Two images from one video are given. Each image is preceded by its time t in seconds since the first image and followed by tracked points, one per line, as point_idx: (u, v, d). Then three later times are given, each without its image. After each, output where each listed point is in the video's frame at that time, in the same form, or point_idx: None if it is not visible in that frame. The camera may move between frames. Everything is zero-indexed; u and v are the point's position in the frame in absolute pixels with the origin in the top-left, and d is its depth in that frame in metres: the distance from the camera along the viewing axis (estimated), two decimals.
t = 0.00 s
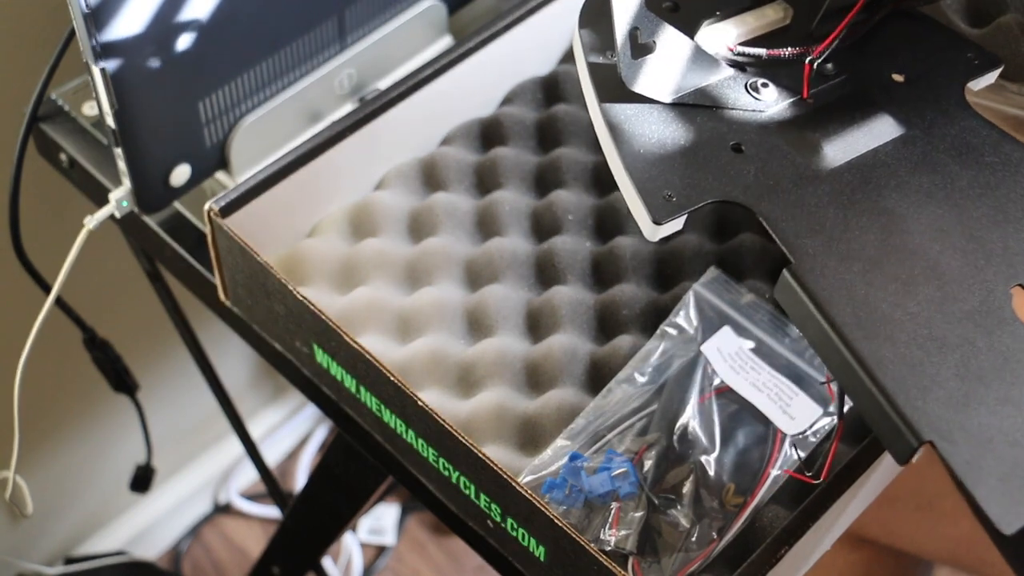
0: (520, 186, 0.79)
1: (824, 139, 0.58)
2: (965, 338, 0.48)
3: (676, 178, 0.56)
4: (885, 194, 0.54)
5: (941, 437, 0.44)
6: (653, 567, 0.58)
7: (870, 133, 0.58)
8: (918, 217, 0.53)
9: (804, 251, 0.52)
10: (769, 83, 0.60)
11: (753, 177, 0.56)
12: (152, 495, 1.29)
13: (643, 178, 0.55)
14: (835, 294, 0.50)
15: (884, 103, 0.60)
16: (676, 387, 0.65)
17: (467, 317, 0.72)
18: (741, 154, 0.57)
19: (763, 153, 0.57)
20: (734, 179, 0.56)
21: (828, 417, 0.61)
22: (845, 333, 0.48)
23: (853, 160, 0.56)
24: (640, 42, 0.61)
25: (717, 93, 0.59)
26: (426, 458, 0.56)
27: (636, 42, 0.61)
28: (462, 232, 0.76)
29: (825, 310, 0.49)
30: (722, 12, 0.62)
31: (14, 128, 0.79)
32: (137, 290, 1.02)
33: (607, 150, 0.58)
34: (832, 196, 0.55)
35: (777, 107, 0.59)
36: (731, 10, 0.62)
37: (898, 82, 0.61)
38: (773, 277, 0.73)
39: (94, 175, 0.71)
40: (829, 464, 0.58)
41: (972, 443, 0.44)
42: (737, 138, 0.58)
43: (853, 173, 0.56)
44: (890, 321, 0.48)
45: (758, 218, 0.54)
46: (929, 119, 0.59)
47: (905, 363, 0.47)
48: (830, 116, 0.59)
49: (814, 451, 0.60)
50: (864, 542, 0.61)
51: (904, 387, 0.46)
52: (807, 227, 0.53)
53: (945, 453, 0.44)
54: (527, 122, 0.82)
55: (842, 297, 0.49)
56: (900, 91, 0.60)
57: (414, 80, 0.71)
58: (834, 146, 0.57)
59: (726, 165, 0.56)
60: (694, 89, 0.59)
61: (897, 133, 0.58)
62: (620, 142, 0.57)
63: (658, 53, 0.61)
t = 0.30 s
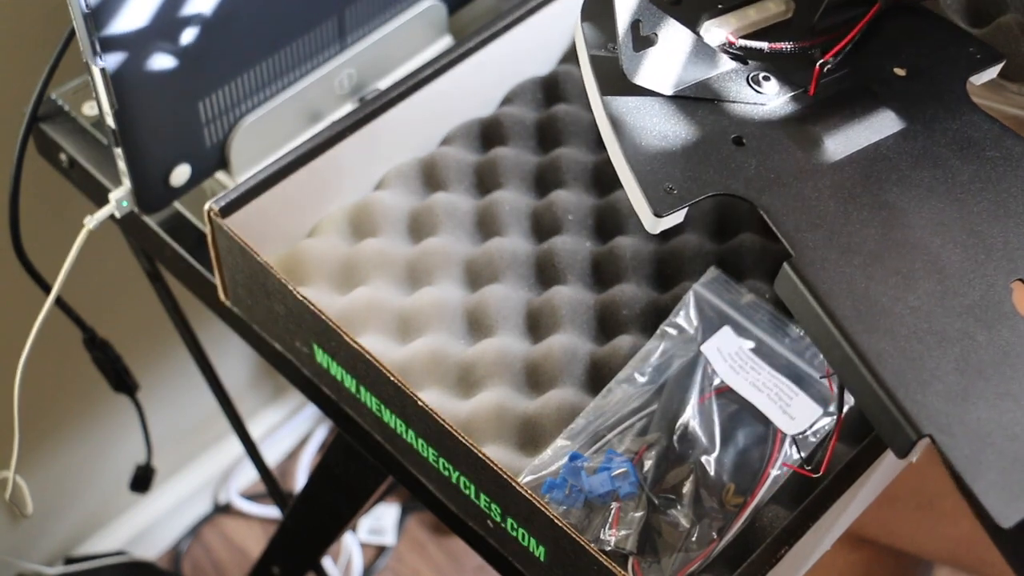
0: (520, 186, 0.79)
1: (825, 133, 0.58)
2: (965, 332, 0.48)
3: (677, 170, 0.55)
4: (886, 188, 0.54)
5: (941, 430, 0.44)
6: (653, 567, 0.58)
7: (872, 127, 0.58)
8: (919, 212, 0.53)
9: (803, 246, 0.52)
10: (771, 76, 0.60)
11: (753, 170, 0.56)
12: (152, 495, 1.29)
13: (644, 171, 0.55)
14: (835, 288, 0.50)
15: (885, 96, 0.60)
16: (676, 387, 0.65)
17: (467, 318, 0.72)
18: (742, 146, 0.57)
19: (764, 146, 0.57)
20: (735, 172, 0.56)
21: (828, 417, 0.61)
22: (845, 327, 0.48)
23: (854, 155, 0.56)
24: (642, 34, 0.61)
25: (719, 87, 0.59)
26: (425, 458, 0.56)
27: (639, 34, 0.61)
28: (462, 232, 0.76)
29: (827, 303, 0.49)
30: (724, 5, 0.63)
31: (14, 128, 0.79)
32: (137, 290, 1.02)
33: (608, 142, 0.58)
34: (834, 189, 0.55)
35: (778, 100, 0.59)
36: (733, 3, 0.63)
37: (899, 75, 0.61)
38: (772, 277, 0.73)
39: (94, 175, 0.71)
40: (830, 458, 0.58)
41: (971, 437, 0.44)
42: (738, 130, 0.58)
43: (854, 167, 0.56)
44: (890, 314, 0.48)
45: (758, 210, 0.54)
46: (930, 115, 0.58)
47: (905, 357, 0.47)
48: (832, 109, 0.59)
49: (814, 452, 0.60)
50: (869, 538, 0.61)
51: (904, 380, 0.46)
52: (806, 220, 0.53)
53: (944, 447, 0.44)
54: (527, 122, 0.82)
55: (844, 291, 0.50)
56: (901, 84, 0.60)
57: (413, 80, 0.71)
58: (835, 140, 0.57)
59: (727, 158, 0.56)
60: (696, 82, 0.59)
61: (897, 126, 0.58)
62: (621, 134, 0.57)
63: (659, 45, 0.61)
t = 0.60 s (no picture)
0: (520, 186, 0.79)
1: (830, 130, 0.59)
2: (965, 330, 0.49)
3: (682, 166, 0.57)
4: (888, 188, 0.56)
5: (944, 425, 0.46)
6: (653, 567, 0.58)
7: (877, 124, 0.59)
8: (924, 210, 0.54)
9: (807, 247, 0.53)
10: (776, 74, 0.61)
11: (756, 166, 0.57)
12: (152, 495, 1.29)
13: (649, 166, 0.56)
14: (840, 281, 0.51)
15: (889, 93, 0.61)
16: (676, 387, 0.65)
17: (468, 317, 0.72)
18: (746, 142, 0.58)
19: (769, 142, 0.58)
20: (739, 168, 0.57)
21: (828, 417, 0.62)
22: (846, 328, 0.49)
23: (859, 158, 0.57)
24: (648, 29, 0.63)
25: (724, 83, 0.60)
26: (425, 458, 0.56)
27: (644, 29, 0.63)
28: (462, 232, 0.76)
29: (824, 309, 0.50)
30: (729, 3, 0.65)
31: (13, 128, 0.79)
32: (137, 290, 1.02)
33: (614, 137, 0.59)
34: (838, 185, 0.56)
35: (782, 97, 0.61)
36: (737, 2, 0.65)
37: (903, 74, 0.62)
38: (772, 278, 0.73)
39: (94, 174, 0.71)
40: (832, 455, 0.59)
41: (976, 432, 0.45)
42: (743, 127, 0.59)
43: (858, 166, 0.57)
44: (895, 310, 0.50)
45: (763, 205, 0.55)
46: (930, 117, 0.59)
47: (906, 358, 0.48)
48: (835, 107, 0.60)
49: (814, 452, 0.60)
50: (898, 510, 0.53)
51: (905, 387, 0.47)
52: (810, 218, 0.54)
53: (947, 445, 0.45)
54: (527, 122, 0.82)
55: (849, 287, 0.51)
56: (904, 83, 0.61)
57: (414, 80, 0.71)
58: (840, 136, 0.58)
59: (730, 154, 0.58)
60: (700, 79, 0.61)
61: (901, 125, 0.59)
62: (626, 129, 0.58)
63: (665, 42, 0.62)
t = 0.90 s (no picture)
0: (520, 186, 0.79)
1: (812, 150, 0.60)
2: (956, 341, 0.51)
3: (663, 199, 0.58)
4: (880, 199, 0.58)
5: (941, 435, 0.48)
6: (653, 567, 0.58)
7: (859, 142, 0.60)
8: (912, 233, 0.56)
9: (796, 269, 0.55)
10: (756, 92, 0.62)
11: (738, 191, 0.59)
12: (152, 495, 1.29)
13: (631, 203, 0.58)
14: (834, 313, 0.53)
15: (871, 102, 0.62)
16: (675, 387, 0.65)
17: (467, 318, 0.72)
18: (728, 167, 0.60)
19: (750, 165, 0.60)
20: (720, 197, 0.58)
21: (828, 417, 0.62)
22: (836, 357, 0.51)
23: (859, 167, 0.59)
24: (623, 60, 0.63)
25: (704, 107, 0.62)
26: (426, 458, 0.56)
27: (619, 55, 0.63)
28: (462, 232, 0.76)
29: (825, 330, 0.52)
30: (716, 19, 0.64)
31: (14, 128, 0.79)
32: (137, 290, 1.02)
33: (596, 171, 0.61)
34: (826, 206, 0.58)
35: (764, 116, 0.62)
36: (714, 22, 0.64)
37: (887, 84, 0.63)
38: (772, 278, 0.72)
39: (94, 175, 0.71)
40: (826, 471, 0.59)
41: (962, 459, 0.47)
42: (723, 151, 0.60)
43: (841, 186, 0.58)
44: (877, 338, 0.52)
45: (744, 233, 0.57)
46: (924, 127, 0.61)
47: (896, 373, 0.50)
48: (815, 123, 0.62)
49: (814, 451, 0.61)
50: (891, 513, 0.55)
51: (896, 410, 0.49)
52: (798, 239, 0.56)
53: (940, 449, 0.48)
54: (528, 122, 0.82)
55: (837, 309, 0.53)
56: (890, 94, 0.63)
57: (414, 80, 0.71)
58: (822, 156, 0.60)
59: (713, 180, 0.59)
60: (680, 104, 0.62)
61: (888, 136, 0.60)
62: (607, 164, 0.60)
63: (642, 69, 0.63)
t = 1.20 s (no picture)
0: (520, 186, 0.79)
1: (779, 177, 0.59)
2: (949, 344, 0.51)
3: (632, 241, 0.58)
4: (864, 208, 0.57)
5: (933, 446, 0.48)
6: (653, 567, 0.58)
7: (826, 165, 0.59)
8: (891, 247, 0.55)
9: (778, 283, 0.54)
10: (723, 121, 0.61)
11: (706, 228, 0.57)
12: (152, 495, 1.29)
13: (598, 247, 0.58)
14: (797, 346, 0.52)
15: (844, 112, 0.62)
16: (675, 388, 0.65)
17: (467, 318, 0.72)
18: (695, 202, 0.59)
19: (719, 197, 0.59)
20: (688, 234, 0.57)
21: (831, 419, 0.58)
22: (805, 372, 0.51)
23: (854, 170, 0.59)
24: (584, 104, 0.61)
25: (672, 143, 0.60)
26: (425, 458, 0.57)
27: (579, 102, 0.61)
28: (462, 232, 0.77)
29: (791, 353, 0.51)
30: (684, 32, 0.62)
31: (14, 128, 0.79)
32: (137, 290, 1.03)
33: (564, 217, 0.61)
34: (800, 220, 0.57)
35: (735, 148, 0.61)
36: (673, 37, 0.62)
37: (856, 97, 0.63)
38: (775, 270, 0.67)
39: (94, 175, 0.71)
40: (818, 484, 0.55)
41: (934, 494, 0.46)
42: (689, 184, 0.59)
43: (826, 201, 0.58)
44: (850, 369, 0.51)
45: (709, 271, 0.56)
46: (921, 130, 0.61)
47: (889, 381, 0.50)
48: (783, 150, 0.60)
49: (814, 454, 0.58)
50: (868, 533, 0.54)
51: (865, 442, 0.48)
52: (764, 259, 0.55)
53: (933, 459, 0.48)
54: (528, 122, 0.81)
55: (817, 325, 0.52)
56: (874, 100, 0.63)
57: (414, 80, 0.71)
58: (793, 184, 0.58)
59: (679, 217, 0.58)
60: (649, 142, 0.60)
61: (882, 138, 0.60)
62: (575, 214, 0.59)
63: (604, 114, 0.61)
